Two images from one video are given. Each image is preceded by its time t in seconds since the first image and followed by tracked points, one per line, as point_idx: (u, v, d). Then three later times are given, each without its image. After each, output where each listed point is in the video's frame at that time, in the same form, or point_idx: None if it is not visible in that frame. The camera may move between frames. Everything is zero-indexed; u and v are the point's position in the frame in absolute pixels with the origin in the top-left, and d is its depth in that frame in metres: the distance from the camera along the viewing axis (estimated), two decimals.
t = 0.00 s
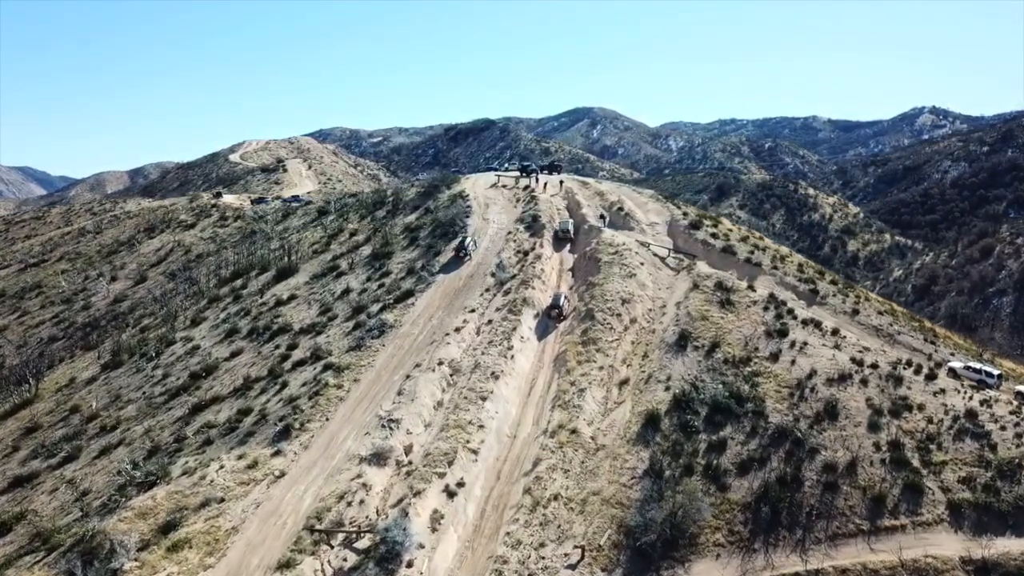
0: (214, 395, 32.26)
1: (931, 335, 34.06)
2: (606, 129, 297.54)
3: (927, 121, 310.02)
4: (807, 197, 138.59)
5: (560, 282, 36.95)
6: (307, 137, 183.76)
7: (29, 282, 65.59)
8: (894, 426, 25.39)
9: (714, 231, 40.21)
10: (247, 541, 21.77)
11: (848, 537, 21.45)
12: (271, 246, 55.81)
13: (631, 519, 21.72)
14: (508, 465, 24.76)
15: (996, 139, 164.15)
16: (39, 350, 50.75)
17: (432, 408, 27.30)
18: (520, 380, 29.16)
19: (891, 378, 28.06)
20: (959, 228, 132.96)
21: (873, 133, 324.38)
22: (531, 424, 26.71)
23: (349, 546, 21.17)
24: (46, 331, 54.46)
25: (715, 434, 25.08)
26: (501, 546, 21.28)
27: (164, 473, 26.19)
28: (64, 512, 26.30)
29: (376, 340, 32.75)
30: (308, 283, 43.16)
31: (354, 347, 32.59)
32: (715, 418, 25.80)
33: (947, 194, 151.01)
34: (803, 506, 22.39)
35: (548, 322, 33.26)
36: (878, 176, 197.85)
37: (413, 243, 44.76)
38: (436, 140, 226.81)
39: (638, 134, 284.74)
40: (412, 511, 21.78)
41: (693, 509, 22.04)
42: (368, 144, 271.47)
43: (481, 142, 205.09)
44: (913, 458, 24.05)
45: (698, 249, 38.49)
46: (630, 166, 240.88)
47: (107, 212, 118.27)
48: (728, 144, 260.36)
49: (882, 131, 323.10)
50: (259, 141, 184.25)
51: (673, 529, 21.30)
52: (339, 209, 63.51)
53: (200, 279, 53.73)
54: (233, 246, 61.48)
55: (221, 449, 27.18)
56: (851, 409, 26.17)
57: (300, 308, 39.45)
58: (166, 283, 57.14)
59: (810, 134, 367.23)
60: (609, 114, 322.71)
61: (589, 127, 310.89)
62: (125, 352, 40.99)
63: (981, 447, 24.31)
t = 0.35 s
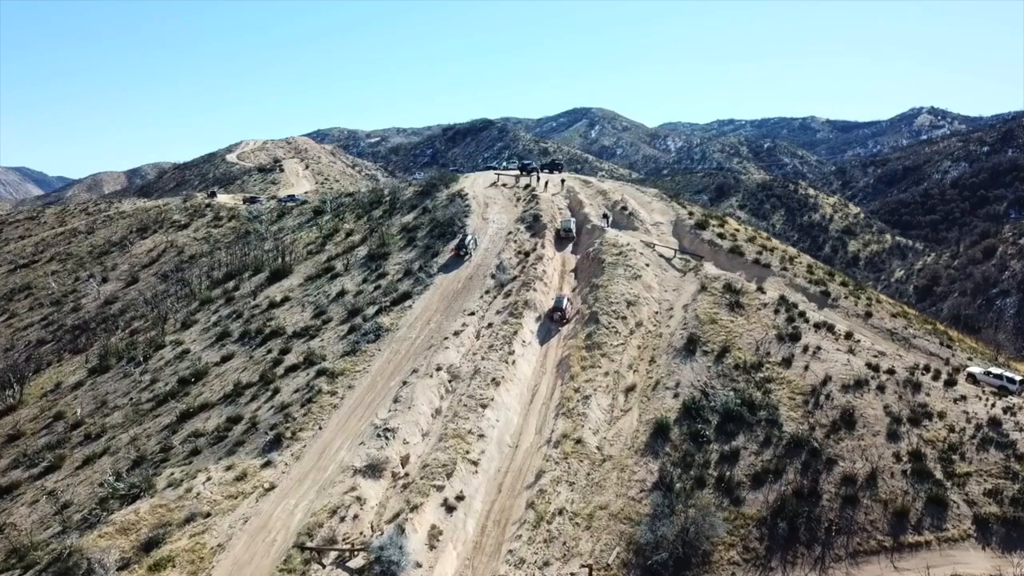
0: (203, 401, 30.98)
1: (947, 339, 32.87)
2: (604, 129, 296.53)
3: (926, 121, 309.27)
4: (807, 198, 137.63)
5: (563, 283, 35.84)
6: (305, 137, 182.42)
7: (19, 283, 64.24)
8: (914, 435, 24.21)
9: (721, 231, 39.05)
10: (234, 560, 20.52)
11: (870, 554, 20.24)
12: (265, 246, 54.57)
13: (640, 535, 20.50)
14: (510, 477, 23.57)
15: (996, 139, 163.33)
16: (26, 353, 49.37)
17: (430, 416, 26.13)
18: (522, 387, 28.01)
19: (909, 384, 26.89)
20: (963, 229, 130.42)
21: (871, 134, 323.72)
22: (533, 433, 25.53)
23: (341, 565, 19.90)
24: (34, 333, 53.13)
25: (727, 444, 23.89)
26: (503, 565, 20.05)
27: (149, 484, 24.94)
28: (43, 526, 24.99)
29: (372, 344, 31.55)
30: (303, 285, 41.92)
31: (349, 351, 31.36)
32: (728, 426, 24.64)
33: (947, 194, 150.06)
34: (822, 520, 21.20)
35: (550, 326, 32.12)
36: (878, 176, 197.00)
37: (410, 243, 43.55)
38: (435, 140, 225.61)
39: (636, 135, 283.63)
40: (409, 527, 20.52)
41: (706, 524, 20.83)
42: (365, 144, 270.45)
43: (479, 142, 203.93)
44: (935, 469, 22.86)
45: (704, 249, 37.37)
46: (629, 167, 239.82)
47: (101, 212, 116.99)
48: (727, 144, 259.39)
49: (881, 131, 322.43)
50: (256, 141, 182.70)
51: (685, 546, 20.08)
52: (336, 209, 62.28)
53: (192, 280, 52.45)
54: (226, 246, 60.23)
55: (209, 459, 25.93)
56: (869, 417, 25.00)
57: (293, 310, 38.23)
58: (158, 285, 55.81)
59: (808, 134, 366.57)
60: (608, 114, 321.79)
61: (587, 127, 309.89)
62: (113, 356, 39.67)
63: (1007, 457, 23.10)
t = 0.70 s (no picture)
0: (190, 409, 29.57)
1: (965, 343, 31.59)
2: (602, 129, 295.42)
3: (924, 122, 308.77)
4: (807, 198, 136.60)
5: (565, 285, 34.58)
6: (301, 137, 181.02)
7: (7, 285, 62.71)
8: (938, 446, 22.91)
9: (728, 231, 37.79)
10: None
11: None
12: (259, 247, 53.20)
13: (653, 556, 19.14)
14: (512, 492, 22.25)
15: (996, 139, 162.54)
16: (11, 357, 47.87)
17: (427, 426, 24.82)
18: (524, 394, 26.69)
19: (930, 391, 25.61)
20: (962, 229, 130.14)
21: (870, 134, 323.18)
22: (537, 444, 24.21)
23: None
24: (20, 336, 51.62)
25: (742, 456, 22.59)
26: None
27: (129, 498, 23.53)
28: (16, 543, 23.54)
29: (367, 349, 30.26)
30: (296, 287, 40.56)
31: (343, 356, 30.08)
32: (741, 436, 23.43)
33: (947, 194, 149.20)
34: (845, 539, 19.85)
35: (553, 330, 30.82)
36: (877, 176, 196.24)
37: (407, 243, 42.23)
38: (432, 141, 224.31)
39: (634, 135, 282.62)
40: (405, 547, 19.13)
41: (723, 543, 19.47)
42: (363, 144, 269.22)
43: (477, 142, 202.76)
44: (962, 483, 21.55)
45: (712, 250, 36.13)
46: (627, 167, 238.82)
47: (94, 213, 115.44)
48: (725, 144, 258.55)
49: (878, 132, 321.98)
50: (253, 141, 181.09)
51: (701, 568, 18.70)
52: (331, 208, 60.95)
53: (183, 282, 51.05)
54: (219, 247, 58.85)
55: (194, 472, 24.53)
56: (890, 427, 23.71)
57: (286, 313, 36.88)
58: (148, 287, 54.37)
59: (807, 134, 366.00)
60: (606, 115, 320.62)
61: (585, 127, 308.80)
62: (98, 360, 38.23)
63: None
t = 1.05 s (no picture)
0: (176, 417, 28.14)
1: (984, 347, 30.41)
2: (601, 129, 294.46)
3: (922, 122, 308.25)
4: (808, 198, 135.63)
5: (568, 287, 33.28)
6: (299, 137, 179.68)
7: None
8: (963, 457, 21.71)
9: (736, 231, 36.66)
10: None
11: None
12: (252, 248, 51.94)
13: None
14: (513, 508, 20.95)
15: (996, 139, 161.81)
16: None
17: (426, 438, 23.52)
18: (527, 402, 25.50)
19: (951, 399, 24.44)
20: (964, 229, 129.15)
21: (868, 134, 322.54)
22: (541, 455, 22.99)
23: None
24: (6, 339, 50.24)
25: (758, 468, 21.41)
26: None
27: (110, 513, 22.25)
28: None
29: (361, 355, 28.83)
30: (289, 289, 39.32)
31: (335, 363, 28.71)
32: (758, 449, 22.12)
33: (948, 195, 148.33)
34: (870, 557, 18.62)
35: (555, 334, 29.60)
36: (876, 177, 195.39)
37: (404, 244, 41.03)
38: (430, 141, 223.13)
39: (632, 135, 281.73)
40: (400, 568, 17.87)
41: (741, 564, 18.23)
42: (361, 144, 268.06)
43: (475, 142, 201.64)
44: (991, 497, 20.33)
45: (720, 251, 34.93)
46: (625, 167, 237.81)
47: (87, 213, 114.03)
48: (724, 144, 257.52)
49: (877, 132, 321.39)
50: (250, 141, 179.43)
51: None
52: (326, 208, 59.72)
53: (174, 283, 49.72)
54: (211, 247, 57.57)
55: (179, 485, 23.25)
56: (911, 437, 22.52)
57: (278, 316, 35.63)
58: (138, 288, 53.02)
59: (804, 135, 366.01)
60: (604, 115, 319.61)
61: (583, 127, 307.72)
62: (83, 365, 36.90)
63: None
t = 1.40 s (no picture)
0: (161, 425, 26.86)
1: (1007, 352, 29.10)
2: (599, 129, 293.34)
3: (921, 122, 307.62)
4: (808, 198, 134.54)
5: (573, 290, 32.07)
6: (296, 136, 178.29)
7: None
8: (994, 471, 20.44)
9: (745, 230, 35.41)
10: None
11: None
12: (245, 248, 50.56)
13: None
14: (516, 523, 19.76)
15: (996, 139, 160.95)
16: None
17: (423, 448, 22.25)
18: (530, 411, 24.18)
19: (978, 407, 23.16)
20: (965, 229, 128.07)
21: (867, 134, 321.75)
22: (545, 469, 21.63)
23: None
24: None
25: (777, 483, 20.08)
26: None
27: (86, 531, 20.85)
28: None
29: (356, 360, 27.66)
30: (281, 291, 37.97)
31: (329, 368, 27.53)
32: (774, 459, 20.92)
33: (948, 194, 147.33)
34: None
35: (559, 339, 28.29)
36: (876, 176, 194.39)
37: (400, 244, 39.70)
38: (427, 141, 221.77)
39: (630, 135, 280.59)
40: None
41: None
42: (357, 144, 266.46)
43: (472, 142, 200.42)
44: None
45: (729, 253, 33.72)
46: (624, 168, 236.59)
47: (80, 213, 112.44)
48: (723, 144, 256.51)
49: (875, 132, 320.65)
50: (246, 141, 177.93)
51: None
52: (321, 208, 58.38)
53: (164, 285, 48.29)
54: (204, 248, 56.17)
55: (162, 500, 21.87)
56: (938, 449, 21.25)
57: (269, 320, 34.27)
58: (128, 290, 51.57)
59: (802, 135, 365.10)
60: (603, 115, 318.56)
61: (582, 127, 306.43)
62: (66, 370, 35.48)
63: None
